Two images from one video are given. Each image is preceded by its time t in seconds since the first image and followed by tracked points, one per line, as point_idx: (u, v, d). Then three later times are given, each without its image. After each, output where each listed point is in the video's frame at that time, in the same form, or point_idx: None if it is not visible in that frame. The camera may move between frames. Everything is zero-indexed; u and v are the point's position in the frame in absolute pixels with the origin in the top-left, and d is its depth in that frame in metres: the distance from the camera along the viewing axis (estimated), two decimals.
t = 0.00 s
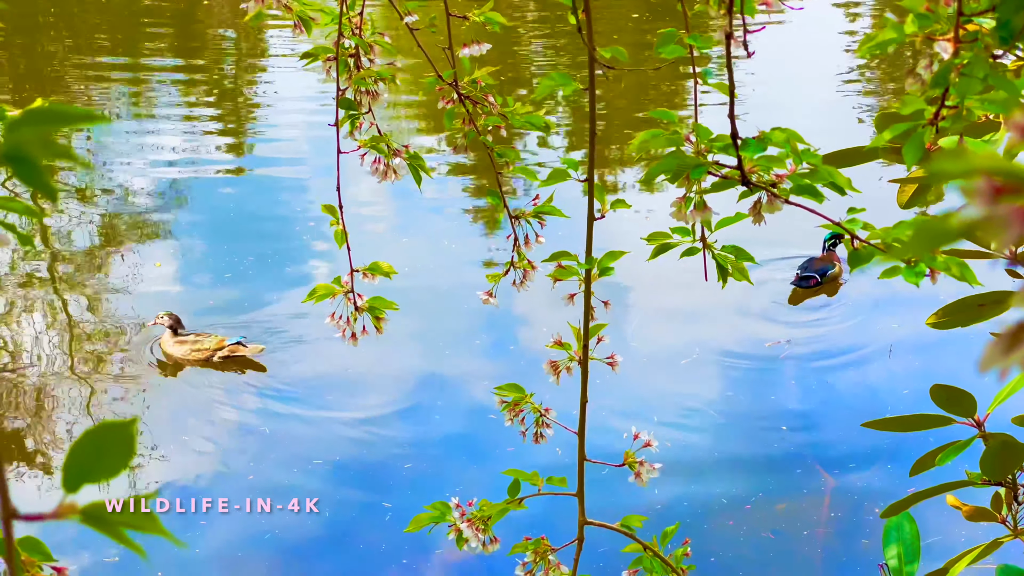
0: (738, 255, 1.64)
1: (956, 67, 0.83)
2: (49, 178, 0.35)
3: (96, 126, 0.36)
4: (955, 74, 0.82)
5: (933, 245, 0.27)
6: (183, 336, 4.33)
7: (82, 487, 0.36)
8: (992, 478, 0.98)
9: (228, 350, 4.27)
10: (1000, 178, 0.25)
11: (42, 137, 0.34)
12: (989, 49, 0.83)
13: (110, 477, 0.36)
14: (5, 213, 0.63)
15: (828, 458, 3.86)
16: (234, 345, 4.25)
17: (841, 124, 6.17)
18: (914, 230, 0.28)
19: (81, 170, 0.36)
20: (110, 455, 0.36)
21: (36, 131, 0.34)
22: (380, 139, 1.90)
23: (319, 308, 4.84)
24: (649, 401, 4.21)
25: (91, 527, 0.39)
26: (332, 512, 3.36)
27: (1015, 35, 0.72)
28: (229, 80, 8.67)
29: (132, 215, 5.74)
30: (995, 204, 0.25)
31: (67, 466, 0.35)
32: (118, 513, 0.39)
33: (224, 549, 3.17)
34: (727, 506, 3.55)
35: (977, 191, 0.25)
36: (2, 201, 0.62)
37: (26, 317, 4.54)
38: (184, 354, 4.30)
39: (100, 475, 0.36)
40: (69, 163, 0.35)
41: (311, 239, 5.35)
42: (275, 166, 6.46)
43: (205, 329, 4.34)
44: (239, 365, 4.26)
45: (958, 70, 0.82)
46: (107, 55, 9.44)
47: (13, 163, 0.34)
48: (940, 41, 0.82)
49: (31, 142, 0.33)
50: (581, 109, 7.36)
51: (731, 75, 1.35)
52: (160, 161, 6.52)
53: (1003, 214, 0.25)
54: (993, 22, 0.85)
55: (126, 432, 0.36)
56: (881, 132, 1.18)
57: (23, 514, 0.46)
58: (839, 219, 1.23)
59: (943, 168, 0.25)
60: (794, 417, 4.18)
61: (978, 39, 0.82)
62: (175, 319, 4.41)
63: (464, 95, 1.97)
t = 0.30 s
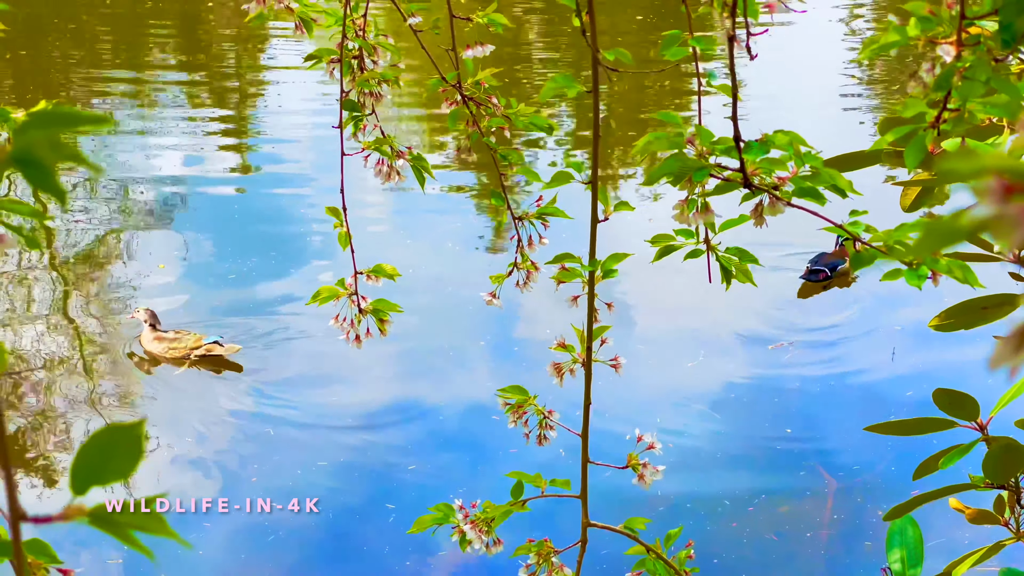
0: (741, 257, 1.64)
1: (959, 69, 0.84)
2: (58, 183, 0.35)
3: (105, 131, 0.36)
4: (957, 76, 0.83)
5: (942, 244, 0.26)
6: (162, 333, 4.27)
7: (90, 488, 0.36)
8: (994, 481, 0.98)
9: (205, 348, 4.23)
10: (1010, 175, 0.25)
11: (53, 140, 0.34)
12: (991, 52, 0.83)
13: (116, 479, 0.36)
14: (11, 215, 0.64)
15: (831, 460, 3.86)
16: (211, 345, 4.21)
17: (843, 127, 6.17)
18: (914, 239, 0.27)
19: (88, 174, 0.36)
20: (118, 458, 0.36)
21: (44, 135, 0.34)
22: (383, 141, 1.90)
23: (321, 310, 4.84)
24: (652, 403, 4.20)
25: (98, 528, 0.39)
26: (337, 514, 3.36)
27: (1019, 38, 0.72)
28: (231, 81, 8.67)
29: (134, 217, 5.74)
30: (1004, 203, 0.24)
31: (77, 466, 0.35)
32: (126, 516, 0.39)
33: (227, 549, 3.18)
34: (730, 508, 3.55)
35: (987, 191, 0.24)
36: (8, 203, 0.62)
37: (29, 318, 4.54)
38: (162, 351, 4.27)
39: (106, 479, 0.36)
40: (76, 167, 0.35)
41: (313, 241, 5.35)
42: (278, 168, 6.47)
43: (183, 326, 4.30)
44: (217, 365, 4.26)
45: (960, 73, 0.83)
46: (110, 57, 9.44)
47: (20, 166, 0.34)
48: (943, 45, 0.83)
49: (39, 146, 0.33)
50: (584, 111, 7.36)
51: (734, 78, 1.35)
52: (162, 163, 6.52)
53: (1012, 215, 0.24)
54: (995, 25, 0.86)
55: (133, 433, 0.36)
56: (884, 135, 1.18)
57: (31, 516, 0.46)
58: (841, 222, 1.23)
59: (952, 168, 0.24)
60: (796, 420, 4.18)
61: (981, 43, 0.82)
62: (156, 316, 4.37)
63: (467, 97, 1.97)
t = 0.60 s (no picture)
0: (742, 260, 1.63)
1: (962, 73, 0.83)
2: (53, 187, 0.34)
3: (102, 132, 0.35)
4: (961, 80, 0.83)
5: (938, 253, 0.24)
6: (145, 328, 4.33)
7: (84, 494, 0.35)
8: (996, 483, 0.97)
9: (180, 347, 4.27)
10: (1008, 182, 0.23)
11: (49, 142, 0.34)
12: (995, 54, 0.83)
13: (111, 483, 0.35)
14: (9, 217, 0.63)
15: (833, 463, 3.86)
16: (186, 345, 4.24)
17: (845, 130, 6.16)
18: (917, 243, 0.26)
19: (87, 176, 0.36)
20: (116, 460, 0.34)
21: (41, 133, 0.33)
22: (383, 143, 1.90)
23: (323, 312, 4.84)
24: (654, 406, 4.20)
25: (93, 536, 0.38)
26: (339, 515, 3.36)
27: (1021, 41, 0.72)
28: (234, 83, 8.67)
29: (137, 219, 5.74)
30: (1004, 209, 0.23)
31: (69, 473, 0.34)
32: (126, 521, 0.39)
33: (229, 550, 3.18)
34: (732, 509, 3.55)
35: (986, 196, 0.23)
36: (8, 204, 0.61)
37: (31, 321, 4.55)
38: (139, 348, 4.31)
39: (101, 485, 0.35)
40: (70, 167, 0.34)
41: (315, 244, 5.35)
42: (280, 170, 6.47)
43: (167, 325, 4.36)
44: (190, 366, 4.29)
45: (963, 77, 0.83)
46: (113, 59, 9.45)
47: (17, 169, 0.34)
48: (945, 49, 0.82)
49: (34, 146, 0.33)
50: (586, 114, 7.36)
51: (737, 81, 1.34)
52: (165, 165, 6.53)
53: (1010, 218, 0.23)
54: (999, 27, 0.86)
55: (129, 438, 0.34)
56: (886, 138, 1.18)
57: (26, 521, 0.45)
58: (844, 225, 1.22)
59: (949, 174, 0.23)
60: (799, 422, 4.17)
61: (983, 46, 0.82)
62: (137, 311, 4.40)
63: (468, 99, 1.97)
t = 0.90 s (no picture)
0: (745, 263, 1.63)
1: (962, 75, 0.83)
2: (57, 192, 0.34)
3: (99, 139, 0.36)
4: (961, 82, 0.83)
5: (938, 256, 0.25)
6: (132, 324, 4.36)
7: (90, 496, 0.35)
8: (998, 487, 0.98)
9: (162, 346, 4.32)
10: (1008, 188, 0.23)
11: (52, 147, 0.34)
12: (996, 56, 0.83)
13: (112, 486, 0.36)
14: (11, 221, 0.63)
15: (836, 466, 3.86)
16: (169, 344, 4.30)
17: (847, 133, 6.16)
18: (918, 248, 0.26)
19: (89, 181, 0.36)
20: (119, 465, 0.35)
21: (45, 139, 0.33)
22: (385, 145, 1.90)
23: (325, 315, 4.85)
24: (656, 409, 4.20)
25: (100, 537, 0.39)
26: (342, 517, 3.37)
27: (1020, 44, 0.72)
28: (236, 85, 8.68)
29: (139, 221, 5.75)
30: (1003, 213, 0.23)
31: (75, 477, 0.34)
32: (132, 521, 0.39)
33: (232, 552, 3.18)
34: (734, 512, 3.55)
35: (985, 201, 0.23)
36: (11, 208, 0.62)
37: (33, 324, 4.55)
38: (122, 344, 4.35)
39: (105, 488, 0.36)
40: (73, 173, 0.34)
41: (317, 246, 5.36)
42: (282, 173, 6.48)
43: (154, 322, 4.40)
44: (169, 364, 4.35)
45: (964, 79, 0.83)
46: (115, 60, 9.46)
47: (22, 172, 0.34)
48: (946, 51, 0.83)
49: (40, 153, 0.33)
50: (588, 115, 7.36)
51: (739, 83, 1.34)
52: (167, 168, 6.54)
53: (1010, 223, 0.23)
54: (1001, 30, 0.85)
55: (133, 442, 0.35)
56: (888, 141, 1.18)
57: (32, 523, 0.46)
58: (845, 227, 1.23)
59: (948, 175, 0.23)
60: (801, 425, 4.17)
61: (984, 48, 0.82)
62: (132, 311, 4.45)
63: (470, 101, 1.97)
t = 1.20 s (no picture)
0: (749, 263, 1.62)
1: (969, 76, 0.84)
2: (75, 193, 0.34)
3: (116, 136, 0.36)
4: (966, 83, 0.83)
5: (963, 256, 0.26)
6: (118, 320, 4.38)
7: (105, 494, 0.35)
8: (1004, 487, 0.98)
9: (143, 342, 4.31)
10: None
11: (69, 146, 0.34)
12: (1001, 58, 0.83)
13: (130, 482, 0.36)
14: (18, 220, 0.63)
15: (839, 466, 3.86)
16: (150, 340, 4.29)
17: (850, 134, 6.15)
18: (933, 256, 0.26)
19: (105, 178, 0.36)
20: (135, 465, 0.35)
21: (59, 141, 0.33)
22: (390, 145, 1.90)
23: (329, 316, 4.85)
24: (659, 410, 4.20)
25: (118, 535, 0.38)
26: (345, 518, 3.37)
27: None
28: (238, 87, 8.68)
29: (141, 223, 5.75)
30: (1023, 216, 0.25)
31: (93, 474, 0.35)
32: (149, 519, 0.39)
33: (235, 551, 3.18)
34: (737, 512, 3.55)
35: (1006, 206, 0.25)
36: (17, 207, 0.61)
37: (36, 327, 4.56)
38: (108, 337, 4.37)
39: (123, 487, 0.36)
40: (91, 173, 0.34)
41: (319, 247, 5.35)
42: (285, 174, 6.48)
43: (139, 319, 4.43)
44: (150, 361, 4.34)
45: (969, 80, 0.83)
46: (117, 61, 9.46)
47: (39, 172, 0.34)
48: (952, 52, 0.83)
49: (55, 152, 0.33)
50: (590, 116, 7.36)
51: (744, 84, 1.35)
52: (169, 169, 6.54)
53: None
54: (1006, 32, 0.86)
55: (150, 439, 0.35)
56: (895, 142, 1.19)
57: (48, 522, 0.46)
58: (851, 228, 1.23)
59: (975, 184, 0.24)
60: (804, 425, 4.17)
61: (990, 49, 0.83)
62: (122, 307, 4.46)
63: (475, 101, 1.98)
